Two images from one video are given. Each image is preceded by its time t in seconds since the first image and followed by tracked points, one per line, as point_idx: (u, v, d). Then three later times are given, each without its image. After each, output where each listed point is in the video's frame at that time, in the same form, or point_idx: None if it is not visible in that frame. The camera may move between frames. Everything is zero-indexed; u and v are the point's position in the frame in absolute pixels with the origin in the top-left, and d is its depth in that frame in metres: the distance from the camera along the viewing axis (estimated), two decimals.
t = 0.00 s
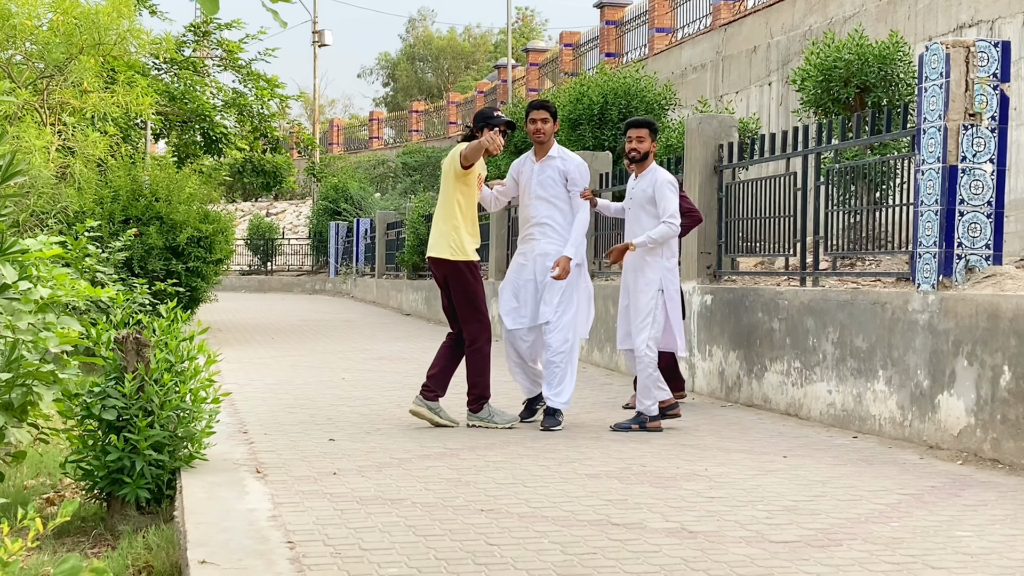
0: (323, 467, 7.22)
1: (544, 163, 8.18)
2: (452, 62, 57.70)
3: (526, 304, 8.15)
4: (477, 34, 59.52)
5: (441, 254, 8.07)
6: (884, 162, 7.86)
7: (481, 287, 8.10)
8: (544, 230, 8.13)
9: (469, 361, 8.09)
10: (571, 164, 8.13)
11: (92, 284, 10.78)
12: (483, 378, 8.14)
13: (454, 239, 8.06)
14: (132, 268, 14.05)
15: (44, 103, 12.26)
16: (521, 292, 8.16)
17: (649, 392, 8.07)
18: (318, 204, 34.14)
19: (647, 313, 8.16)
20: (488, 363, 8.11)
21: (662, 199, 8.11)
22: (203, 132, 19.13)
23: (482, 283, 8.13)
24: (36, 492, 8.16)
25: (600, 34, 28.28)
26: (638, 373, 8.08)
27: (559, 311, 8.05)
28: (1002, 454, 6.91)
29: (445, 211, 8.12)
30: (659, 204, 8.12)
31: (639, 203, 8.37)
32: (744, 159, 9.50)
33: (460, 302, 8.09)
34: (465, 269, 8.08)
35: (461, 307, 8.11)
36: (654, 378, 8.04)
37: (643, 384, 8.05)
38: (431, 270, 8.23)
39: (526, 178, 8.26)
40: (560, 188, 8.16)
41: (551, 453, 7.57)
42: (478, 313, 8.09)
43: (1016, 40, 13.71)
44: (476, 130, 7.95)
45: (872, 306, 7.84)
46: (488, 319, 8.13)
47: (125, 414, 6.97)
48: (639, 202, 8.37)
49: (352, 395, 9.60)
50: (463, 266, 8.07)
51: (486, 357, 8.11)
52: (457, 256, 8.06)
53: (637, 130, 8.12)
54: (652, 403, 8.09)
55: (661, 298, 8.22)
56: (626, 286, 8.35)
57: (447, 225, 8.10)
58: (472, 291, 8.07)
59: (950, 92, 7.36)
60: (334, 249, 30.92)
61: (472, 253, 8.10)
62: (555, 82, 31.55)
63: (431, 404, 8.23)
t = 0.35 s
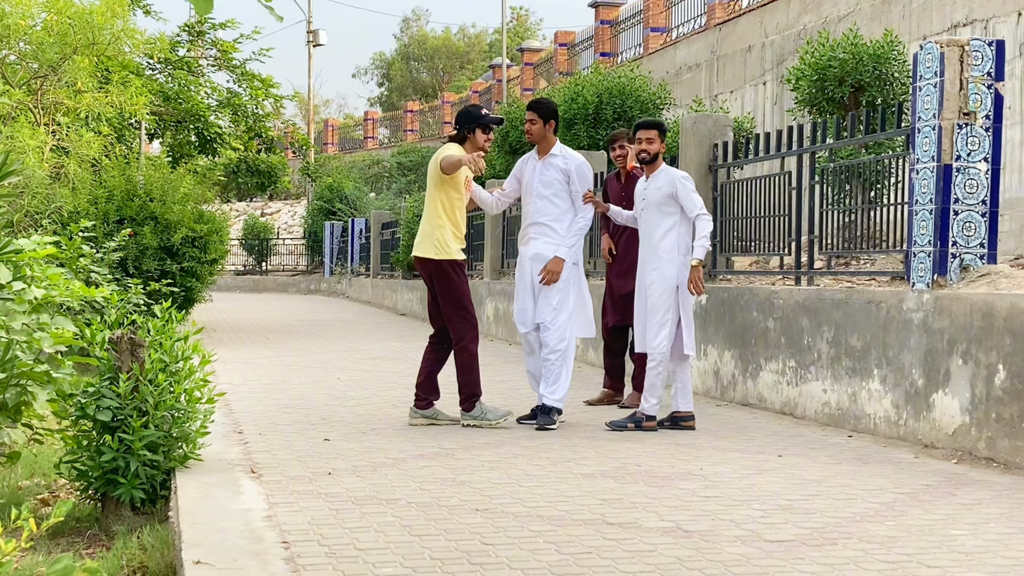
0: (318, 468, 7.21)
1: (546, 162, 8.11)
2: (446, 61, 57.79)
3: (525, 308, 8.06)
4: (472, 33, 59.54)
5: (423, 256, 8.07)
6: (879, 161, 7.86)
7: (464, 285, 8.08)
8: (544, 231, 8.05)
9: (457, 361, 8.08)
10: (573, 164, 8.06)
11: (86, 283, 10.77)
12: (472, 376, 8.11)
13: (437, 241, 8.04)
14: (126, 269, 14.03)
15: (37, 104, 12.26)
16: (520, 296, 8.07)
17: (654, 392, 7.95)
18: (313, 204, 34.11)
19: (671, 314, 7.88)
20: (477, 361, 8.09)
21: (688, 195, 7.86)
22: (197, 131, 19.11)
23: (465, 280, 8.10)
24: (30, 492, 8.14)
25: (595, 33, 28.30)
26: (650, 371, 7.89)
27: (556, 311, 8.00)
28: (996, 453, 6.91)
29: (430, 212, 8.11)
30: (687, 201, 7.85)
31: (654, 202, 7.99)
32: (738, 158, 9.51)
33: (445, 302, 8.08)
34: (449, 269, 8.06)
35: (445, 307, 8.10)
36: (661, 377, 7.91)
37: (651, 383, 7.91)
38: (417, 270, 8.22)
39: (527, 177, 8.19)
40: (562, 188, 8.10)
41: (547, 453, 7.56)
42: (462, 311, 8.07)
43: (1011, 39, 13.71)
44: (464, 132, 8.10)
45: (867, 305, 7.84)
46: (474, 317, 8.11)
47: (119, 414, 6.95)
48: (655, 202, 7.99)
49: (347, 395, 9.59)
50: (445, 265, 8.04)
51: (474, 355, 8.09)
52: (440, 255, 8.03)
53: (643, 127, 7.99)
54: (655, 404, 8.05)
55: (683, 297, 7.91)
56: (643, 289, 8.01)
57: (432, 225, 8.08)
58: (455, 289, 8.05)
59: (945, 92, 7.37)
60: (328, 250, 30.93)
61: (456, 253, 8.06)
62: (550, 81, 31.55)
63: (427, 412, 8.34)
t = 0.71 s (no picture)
0: (305, 475, 6.91)
1: (546, 155, 7.81)
2: (437, 53, 57.56)
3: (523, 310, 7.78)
4: (464, 27, 59.24)
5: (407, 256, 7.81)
6: (886, 155, 7.61)
7: (448, 284, 7.81)
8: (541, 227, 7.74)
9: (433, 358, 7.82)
10: (573, 156, 7.72)
11: (63, 283, 10.47)
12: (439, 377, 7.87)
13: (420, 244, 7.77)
14: (104, 269, 13.72)
15: (12, 96, 11.93)
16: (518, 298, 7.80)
17: (687, 393, 7.53)
18: (300, 201, 33.75)
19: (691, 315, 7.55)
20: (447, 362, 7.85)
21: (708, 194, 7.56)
22: (180, 126, 18.84)
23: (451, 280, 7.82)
24: (4, 501, 7.83)
25: (592, 25, 27.94)
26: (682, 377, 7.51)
27: (555, 311, 7.69)
28: (1009, 458, 6.63)
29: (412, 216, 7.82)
30: (707, 200, 7.55)
31: (671, 199, 7.65)
32: (740, 151, 9.12)
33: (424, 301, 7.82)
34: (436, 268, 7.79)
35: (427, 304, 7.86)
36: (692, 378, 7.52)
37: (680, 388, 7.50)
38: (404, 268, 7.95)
39: (528, 171, 7.90)
40: (562, 183, 7.77)
41: (543, 459, 7.27)
42: (442, 311, 7.82)
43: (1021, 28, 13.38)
44: (449, 124, 7.83)
45: (875, 305, 7.56)
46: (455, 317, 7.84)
47: (97, 420, 6.64)
48: (670, 199, 7.66)
49: (335, 399, 9.28)
50: (432, 265, 7.78)
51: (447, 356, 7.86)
52: (425, 255, 7.75)
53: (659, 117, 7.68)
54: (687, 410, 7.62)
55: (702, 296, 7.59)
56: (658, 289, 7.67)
57: (418, 224, 7.81)
58: (437, 289, 7.79)
59: (954, 83, 7.10)
60: (315, 248, 30.57)
61: (443, 253, 7.77)
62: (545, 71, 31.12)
63: (418, 412, 7.88)
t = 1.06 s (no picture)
0: (272, 499, 6.09)
1: (546, 139, 7.04)
2: (419, 27, 52.24)
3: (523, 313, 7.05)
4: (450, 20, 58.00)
5: (379, 255, 7.00)
6: (921, 141, 6.84)
7: (410, 290, 6.98)
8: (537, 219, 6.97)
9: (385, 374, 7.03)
10: (575, 141, 6.95)
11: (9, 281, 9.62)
12: (396, 394, 7.07)
13: (394, 240, 6.96)
14: (48, 268, 12.87)
15: None
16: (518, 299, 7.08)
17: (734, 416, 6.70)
18: (265, 192, 32.40)
19: (710, 322, 6.63)
20: (404, 379, 7.04)
21: (726, 186, 6.58)
22: (130, 109, 18.21)
23: (417, 284, 6.99)
24: None
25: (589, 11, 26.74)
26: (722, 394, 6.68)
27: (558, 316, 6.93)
28: None
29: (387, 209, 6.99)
30: (725, 193, 6.59)
31: (692, 190, 6.73)
32: (758, 137, 8.35)
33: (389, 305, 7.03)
34: (405, 269, 6.97)
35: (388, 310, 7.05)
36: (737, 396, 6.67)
37: (729, 405, 6.65)
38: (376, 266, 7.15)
39: (526, 158, 7.12)
40: (563, 169, 6.99)
41: (537, 481, 6.46)
42: (402, 319, 7.01)
43: None
44: (426, 100, 7.04)
45: (908, 307, 6.79)
46: (415, 327, 7.03)
47: (39, 438, 5.69)
48: (692, 189, 6.74)
49: (307, 413, 8.45)
50: (402, 264, 6.96)
51: (405, 370, 7.05)
52: (398, 254, 6.94)
53: (686, 95, 6.79)
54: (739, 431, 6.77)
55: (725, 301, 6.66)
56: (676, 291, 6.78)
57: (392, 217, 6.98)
58: (401, 293, 6.98)
59: (996, 60, 6.32)
60: (285, 245, 29.43)
61: (417, 253, 6.97)
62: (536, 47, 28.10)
63: (377, 434, 7.08)
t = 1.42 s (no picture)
0: (253, 511, 5.81)
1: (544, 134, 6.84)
2: (407, 19, 51.24)
3: (520, 319, 6.79)
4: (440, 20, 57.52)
5: (359, 258, 6.76)
6: (927, 138, 6.61)
7: (385, 293, 6.73)
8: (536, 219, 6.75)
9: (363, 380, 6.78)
10: (577, 137, 6.72)
11: None
12: (376, 402, 6.82)
13: (376, 241, 6.72)
14: (21, 269, 12.58)
15: None
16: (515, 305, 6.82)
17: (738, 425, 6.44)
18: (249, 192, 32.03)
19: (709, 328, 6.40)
20: (382, 385, 6.79)
21: (719, 187, 6.32)
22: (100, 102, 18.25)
23: (393, 287, 6.75)
24: None
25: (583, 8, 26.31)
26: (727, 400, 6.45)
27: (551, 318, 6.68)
28: None
29: (369, 210, 6.77)
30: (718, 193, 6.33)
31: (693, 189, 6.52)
32: (759, 134, 8.11)
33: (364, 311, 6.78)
34: (382, 272, 6.73)
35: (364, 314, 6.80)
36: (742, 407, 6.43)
37: (730, 416, 6.42)
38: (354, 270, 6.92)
39: (527, 154, 6.90)
40: (563, 165, 6.75)
41: (529, 491, 6.20)
42: (378, 324, 6.75)
43: None
44: (406, 94, 6.82)
45: (913, 311, 6.56)
46: (391, 331, 6.77)
47: (11, 447, 5.38)
48: (693, 189, 6.53)
49: (290, 422, 8.19)
50: (378, 267, 6.72)
51: (383, 376, 6.79)
52: (375, 256, 6.71)
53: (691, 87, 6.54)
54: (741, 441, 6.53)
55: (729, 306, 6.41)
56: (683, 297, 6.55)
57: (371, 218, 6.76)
58: (377, 298, 6.73)
59: (1004, 53, 6.08)
60: (267, 246, 28.88)
61: (396, 254, 6.73)
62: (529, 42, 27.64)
63: (363, 444, 6.81)
